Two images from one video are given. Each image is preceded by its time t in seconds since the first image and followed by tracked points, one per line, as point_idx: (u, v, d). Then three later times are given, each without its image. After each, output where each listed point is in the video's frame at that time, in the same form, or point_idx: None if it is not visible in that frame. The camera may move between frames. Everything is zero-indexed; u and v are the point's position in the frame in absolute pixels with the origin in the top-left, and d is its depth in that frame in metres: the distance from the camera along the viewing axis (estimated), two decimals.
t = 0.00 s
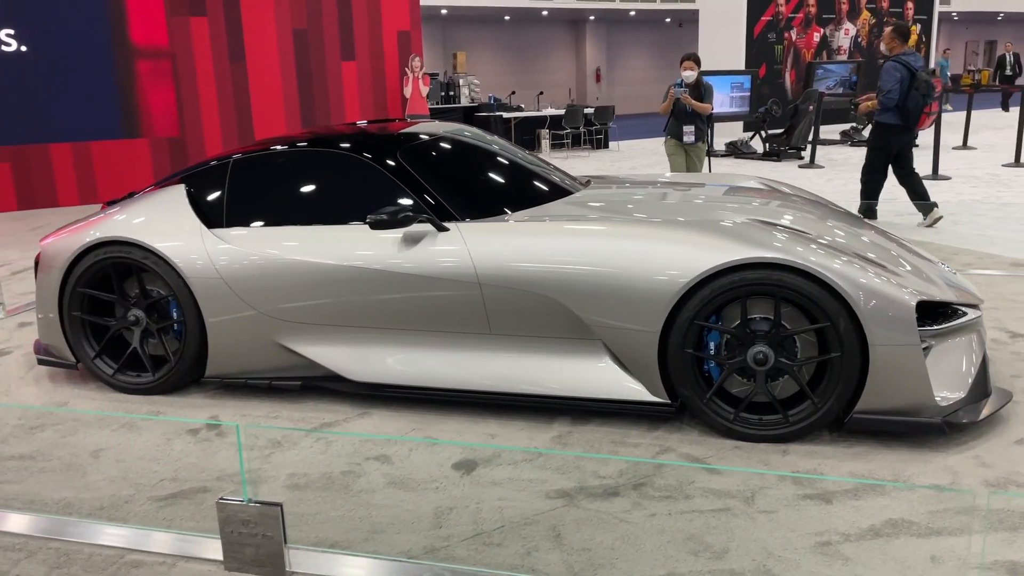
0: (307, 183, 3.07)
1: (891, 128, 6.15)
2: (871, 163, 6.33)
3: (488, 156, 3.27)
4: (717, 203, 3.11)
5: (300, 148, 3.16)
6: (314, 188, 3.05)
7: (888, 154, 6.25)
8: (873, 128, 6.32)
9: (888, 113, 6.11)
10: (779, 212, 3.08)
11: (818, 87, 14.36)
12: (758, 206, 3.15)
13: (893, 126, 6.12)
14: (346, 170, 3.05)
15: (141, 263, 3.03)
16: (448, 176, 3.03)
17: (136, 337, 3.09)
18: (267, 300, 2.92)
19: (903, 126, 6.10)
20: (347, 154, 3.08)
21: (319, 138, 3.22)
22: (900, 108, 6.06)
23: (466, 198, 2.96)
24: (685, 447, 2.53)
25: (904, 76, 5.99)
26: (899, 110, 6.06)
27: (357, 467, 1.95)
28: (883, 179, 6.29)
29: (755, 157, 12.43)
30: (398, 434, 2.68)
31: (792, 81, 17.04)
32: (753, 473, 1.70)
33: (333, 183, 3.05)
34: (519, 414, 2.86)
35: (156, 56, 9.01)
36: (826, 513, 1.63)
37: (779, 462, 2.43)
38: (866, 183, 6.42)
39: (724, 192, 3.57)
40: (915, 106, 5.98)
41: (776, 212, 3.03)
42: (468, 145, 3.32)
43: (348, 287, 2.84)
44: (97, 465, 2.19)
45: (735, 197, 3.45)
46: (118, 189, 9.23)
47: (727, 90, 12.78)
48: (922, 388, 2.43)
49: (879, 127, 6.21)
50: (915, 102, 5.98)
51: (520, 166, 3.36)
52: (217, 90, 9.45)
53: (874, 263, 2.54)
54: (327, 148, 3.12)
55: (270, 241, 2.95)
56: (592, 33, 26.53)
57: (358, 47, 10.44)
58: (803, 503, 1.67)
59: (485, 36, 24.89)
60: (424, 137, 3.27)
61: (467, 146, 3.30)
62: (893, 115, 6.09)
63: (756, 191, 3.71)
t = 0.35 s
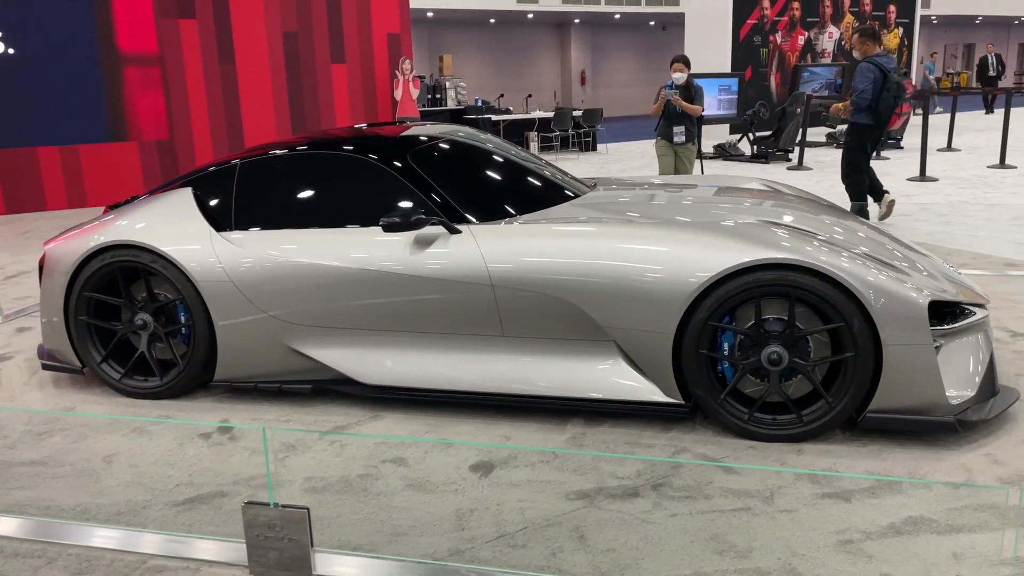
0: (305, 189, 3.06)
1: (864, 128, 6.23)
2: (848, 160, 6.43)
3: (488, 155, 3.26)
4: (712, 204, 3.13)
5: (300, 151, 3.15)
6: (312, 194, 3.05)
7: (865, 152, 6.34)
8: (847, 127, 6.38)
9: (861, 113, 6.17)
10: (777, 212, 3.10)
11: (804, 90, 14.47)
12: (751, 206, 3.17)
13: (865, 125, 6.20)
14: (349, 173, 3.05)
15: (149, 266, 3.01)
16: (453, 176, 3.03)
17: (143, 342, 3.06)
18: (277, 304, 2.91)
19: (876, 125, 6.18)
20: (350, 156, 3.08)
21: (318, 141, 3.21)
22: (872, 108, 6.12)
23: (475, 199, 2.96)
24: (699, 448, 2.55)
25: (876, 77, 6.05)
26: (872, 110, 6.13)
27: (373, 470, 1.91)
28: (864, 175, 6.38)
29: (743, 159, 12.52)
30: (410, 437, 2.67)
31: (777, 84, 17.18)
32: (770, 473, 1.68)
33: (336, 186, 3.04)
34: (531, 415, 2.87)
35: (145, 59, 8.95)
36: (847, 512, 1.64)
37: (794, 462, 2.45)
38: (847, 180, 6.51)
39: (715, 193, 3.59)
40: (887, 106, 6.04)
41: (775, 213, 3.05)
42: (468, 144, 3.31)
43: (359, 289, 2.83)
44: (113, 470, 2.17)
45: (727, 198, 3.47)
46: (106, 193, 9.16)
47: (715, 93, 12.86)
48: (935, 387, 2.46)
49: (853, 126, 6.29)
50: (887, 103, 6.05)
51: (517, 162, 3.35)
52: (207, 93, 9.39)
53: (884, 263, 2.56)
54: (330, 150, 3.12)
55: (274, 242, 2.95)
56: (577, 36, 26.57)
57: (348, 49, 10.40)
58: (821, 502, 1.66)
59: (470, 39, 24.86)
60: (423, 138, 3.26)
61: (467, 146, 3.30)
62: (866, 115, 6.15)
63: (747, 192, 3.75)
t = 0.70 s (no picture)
0: (300, 195, 3.05)
1: (844, 131, 6.27)
2: (832, 163, 6.47)
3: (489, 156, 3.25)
4: (702, 205, 3.15)
5: (298, 155, 3.14)
6: (305, 201, 3.04)
7: (848, 154, 6.39)
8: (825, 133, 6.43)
9: (841, 116, 6.23)
10: (777, 212, 3.12)
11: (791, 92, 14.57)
12: (741, 206, 3.18)
13: (845, 127, 6.25)
14: (353, 175, 3.04)
15: (154, 270, 2.99)
16: (457, 176, 3.03)
17: (148, 346, 3.04)
18: (284, 307, 2.90)
19: (856, 127, 6.24)
20: (353, 159, 3.07)
21: (319, 144, 3.19)
22: (852, 110, 6.21)
23: (483, 201, 2.96)
24: (712, 449, 2.56)
25: (856, 79, 6.18)
26: (852, 112, 6.20)
27: (387, 473, 1.86)
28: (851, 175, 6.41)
29: (732, 160, 12.58)
30: (420, 440, 2.67)
31: (763, 86, 17.28)
32: (784, 473, 1.65)
33: (339, 187, 3.03)
34: (539, 417, 2.87)
35: (133, 62, 8.93)
36: (863, 511, 1.64)
37: (808, 461, 2.47)
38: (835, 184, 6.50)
39: (703, 194, 3.62)
40: (867, 107, 6.16)
41: (773, 212, 3.07)
42: (468, 144, 3.30)
43: (368, 292, 2.83)
44: (124, 476, 2.14)
45: (716, 199, 3.49)
46: (94, 196, 9.11)
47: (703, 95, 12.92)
48: (946, 387, 2.48)
49: (834, 130, 6.34)
50: (866, 104, 6.16)
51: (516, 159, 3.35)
52: (196, 96, 9.34)
53: (891, 263, 2.58)
54: (332, 152, 3.10)
55: (280, 245, 2.94)
56: (563, 38, 26.57)
57: (338, 52, 10.36)
58: (837, 501, 1.66)
59: (456, 40, 24.78)
60: (422, 138, 3.25)
61: (467, 146, 3.28)
62: (846, 117, 6.21)
63: (736, 192, 3.78)
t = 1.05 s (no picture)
0: (295, 200, 3.03)
1: (822, 134, 6.34)
2: (812, 165, 6.50)
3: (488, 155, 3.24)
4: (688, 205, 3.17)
5: (295, 158, 3.12)
6: (300, 207, 3.02)
7: (827, 156, 6.43)
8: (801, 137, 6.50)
9: (819, 119, 6.30)
10: (770, 210, 3.12)
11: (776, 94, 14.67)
12: (729, 206, 3.17)
13: (823, 130, 6.31)
14: (355, 176, 3.03)
15: (158, 273, 2.96)
16: (461, 175, 3.02)
17: (153, 350, 3.02)
18: (291, 309, 2.88)
19: (834, 130, 6.31)
20: (353, 162, 3.05)
21: (318, 145, 3.17)
22: (830, 114, 6.29)
23: (490, 202, 2.95)
24: (724, 449, 2.57)
25: (833, 83, 6.29)
26: (830, 115, 6.28)
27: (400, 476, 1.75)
28: (833, 176, 6.42)
29: (719, 162, 12.65)
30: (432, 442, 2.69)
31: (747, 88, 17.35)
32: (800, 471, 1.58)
33: (340, 189, 3.02)
34: (547, 419, 2.88)
35: (121, 64, 8.85)
36: (878, 509, 1.64)
37: (821, 460, 2.49)
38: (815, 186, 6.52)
39: (692, 194, 3.64)
40: (844, 111, 6.25)
41: (769, 210, 3.08)
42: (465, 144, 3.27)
43: (375, 294, 2.81)
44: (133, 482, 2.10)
45: (703, 199, 3.51)
46: (82, 199, 9.02)
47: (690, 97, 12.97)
48: (955, 386, 2.50)
49: (811, 133, 6.40)
50: (843, 107, 6.26)
51: (513, 156, 3.34)
52: (184, 98, 9.27)
53: (898, 262, 2.59)
54: (331, 154, 3.09)
55: (284, 249, 2.92)
56: (547, 41, 26.64)
57: (326, 53, 10.32)
58: (853, 500, 1.65)
59: (441, 44, 24.79)
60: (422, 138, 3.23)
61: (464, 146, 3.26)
62: (824, 120, 6.28)
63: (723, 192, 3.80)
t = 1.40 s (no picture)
0: (290, 204, 3.01)
1: (800, 135, 6.47)
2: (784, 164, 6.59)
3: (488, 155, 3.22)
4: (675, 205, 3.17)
5: (292, 161, 3.09)
6: (294, 211, 3.00)
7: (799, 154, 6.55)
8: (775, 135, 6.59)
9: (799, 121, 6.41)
10: (756, 209, 3.12)
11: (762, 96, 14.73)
12: (717, 206, 3.16)
13: (801, 130, 6.45)
14: (356, 177, 3.01)
15: (161, 276, 2.94)
16: (465, 174, 3.01)
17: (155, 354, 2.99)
18: (297, 312, 2.86)
19: (810, 130, 6.49)
20: (354, 163, 3.03)
21: (315, 148, 3.15)
22: (807, 114, 6.42)
23: (494, 201, 2.94)
24: (735, 449, 2.58)
25: (810, 84, 6.37)
26: (807, 116, 6.41)
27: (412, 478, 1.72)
28: (804, 176, 6.54)
29: (707, 164, 12.70)
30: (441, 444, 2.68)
31: (733, 90, 17.42)
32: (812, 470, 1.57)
33: (342, 191, 3.00)
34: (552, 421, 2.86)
35: (107, 66, 8.79)
36: (892, 508, 1.64)
37: (832, 459, 2.50)
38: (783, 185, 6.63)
39: (680, 195, 3.65)
40: (822, 111, 6.40)
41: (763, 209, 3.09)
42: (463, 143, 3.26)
43: (381, 295, 2.80)
44: (143, 487, 2.07)
45: (692, 199, 3.52)
46: (69, 203, 8.96)
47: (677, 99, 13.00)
48: (962, 384, 2.51)
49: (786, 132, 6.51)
50: (821, 107, 6.39)
51: (505, 154, 3.33)
52: (172, 101, 9.20)
53: (903, 260, 2.60)
54: (329, 155, 3.07)
55: (287, 251, 2.89)
56: (532, 44, 26.64)
57: (314, 55, 10.25)
58: (865, 499, 1.63)
59: (426, 46, 24.74)
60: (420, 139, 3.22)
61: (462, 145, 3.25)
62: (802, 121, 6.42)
63: (711, 192, 3.81)
